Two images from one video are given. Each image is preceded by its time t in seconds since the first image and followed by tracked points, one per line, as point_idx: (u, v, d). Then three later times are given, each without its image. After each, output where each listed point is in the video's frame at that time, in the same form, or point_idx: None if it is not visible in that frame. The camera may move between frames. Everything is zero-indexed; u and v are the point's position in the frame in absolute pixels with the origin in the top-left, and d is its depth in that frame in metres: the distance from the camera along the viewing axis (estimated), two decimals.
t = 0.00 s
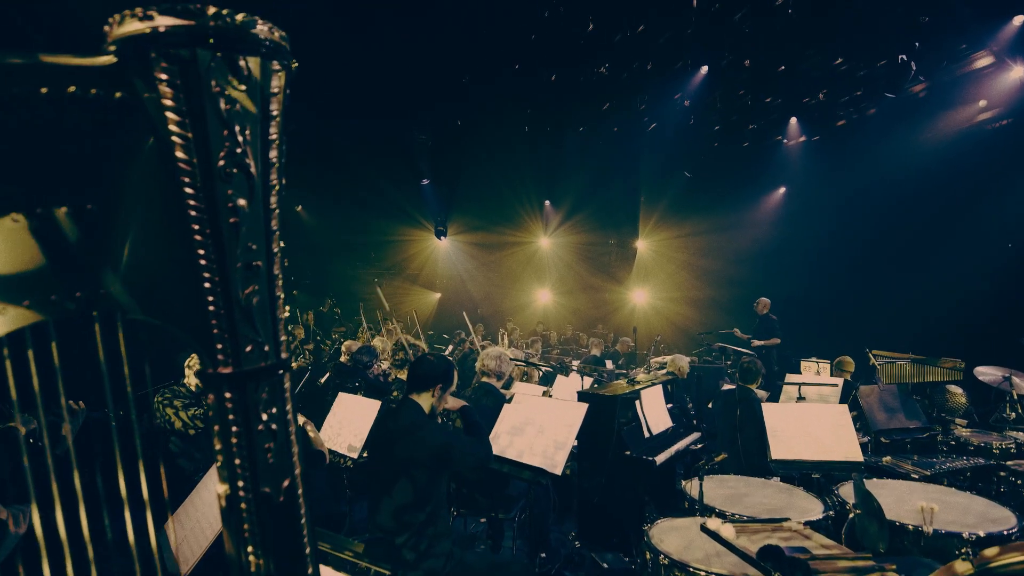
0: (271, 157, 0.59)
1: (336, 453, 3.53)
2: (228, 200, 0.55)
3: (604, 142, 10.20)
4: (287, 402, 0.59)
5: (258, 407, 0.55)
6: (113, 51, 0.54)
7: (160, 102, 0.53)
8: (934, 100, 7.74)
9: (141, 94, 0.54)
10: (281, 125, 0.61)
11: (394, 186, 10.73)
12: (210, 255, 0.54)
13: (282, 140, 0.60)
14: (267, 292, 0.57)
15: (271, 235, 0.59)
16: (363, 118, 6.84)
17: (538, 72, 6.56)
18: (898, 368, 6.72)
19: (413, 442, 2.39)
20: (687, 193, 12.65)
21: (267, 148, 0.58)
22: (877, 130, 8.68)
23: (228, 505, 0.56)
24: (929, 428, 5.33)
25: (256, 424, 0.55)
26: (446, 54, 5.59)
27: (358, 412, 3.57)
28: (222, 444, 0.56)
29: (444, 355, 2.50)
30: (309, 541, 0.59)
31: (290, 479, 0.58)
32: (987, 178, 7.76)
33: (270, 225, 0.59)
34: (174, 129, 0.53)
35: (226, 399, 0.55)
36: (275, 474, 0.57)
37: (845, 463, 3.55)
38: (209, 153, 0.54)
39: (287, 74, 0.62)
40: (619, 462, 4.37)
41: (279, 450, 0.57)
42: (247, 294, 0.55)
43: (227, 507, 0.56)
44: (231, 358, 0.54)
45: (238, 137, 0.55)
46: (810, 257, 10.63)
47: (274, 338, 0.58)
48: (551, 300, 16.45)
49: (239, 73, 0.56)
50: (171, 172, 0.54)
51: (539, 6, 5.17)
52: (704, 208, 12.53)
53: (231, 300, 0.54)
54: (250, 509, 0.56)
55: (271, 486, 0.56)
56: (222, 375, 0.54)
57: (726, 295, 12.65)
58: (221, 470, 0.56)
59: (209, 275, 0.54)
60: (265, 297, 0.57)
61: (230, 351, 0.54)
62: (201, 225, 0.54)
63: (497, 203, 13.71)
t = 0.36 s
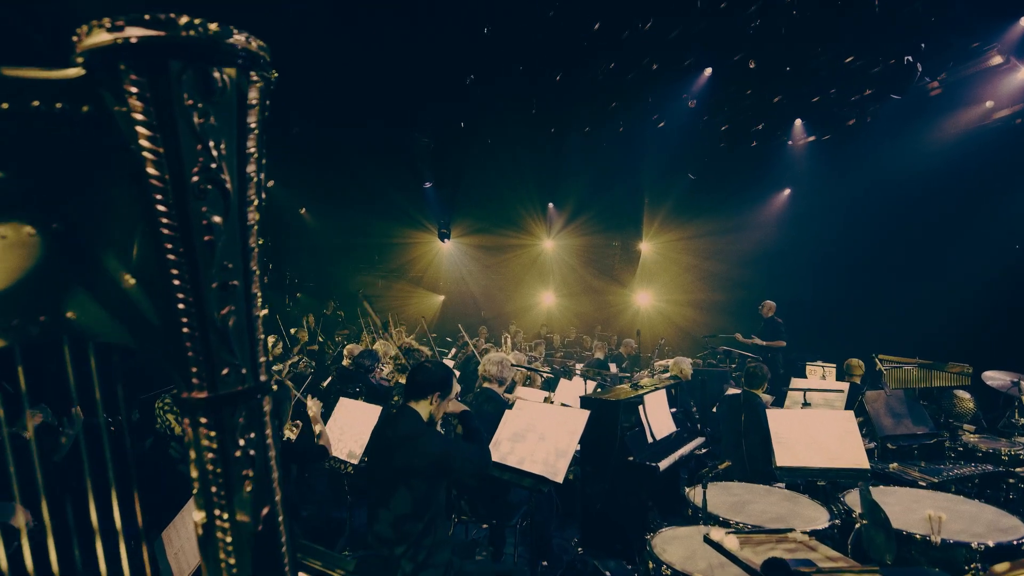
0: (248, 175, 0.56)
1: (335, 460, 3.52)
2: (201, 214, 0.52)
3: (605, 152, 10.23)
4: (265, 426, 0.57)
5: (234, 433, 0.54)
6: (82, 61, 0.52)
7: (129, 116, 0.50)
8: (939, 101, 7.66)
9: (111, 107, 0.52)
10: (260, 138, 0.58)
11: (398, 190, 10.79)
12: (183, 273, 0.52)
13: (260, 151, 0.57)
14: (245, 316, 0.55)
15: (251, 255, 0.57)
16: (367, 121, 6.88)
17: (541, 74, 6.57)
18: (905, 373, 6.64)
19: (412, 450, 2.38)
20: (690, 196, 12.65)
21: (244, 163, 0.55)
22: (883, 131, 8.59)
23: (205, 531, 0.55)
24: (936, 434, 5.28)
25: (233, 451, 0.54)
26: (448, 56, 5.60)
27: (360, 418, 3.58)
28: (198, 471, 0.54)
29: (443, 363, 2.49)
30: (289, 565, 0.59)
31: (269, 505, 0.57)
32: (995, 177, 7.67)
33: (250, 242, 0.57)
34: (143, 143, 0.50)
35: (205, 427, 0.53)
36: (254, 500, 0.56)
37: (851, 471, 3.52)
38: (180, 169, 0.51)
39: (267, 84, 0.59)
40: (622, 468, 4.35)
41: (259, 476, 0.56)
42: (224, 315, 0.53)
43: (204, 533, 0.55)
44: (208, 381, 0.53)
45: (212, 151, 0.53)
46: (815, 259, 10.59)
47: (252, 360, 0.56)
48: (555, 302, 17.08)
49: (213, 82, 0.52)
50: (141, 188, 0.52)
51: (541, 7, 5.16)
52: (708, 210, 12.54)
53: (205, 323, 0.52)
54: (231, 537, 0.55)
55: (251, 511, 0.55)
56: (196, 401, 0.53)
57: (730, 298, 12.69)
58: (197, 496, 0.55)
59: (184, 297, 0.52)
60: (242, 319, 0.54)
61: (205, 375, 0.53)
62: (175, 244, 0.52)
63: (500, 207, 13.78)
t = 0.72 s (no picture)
0: (218, 184, 0.53)
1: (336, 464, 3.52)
2: (166, 226, 0.49)
3: (609, 155, 10.19)
4: (239, 448, 0.54)
5: (205, 457, 0.51)
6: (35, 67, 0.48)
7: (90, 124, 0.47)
8: (945, 100, 7.53)
9: (69, 113, 0.49)
10: (233, 144, 0.55)
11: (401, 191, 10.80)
12: (148, 289, 0.49)
13: (231, 158, 0.54)
14: (215, 333, 0.52)
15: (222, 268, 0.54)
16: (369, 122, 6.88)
17: (543, 74, 6.55)
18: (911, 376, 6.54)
19: (408, 457, 2.36)
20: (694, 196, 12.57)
21: (214, 171, 0.53)
22: (888, 130, 8.43)
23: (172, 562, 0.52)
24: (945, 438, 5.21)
25: (202, 475, 0.51)
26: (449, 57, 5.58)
27: (360, 421, 3.56)
28: (166, 497, 0.52)
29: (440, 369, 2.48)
30: None
31: (243, 529, 0.54)
32: (1002, 176, 7.55)
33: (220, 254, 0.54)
34: (103, 151, 0.48)
35: (173, 450, 0.51)
36: (226, 527, 0.53)
37: (856, 476, 3.47)
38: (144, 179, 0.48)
39: (241, 88, 0.57)
40: (624, 471, 4.32)
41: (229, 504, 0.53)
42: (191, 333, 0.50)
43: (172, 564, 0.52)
44: (177, 404, 0.50)
45: (177, 158, 0.49)
46: (820, 258, 10.52)
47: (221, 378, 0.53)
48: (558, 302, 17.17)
49: (178, 84, 0.49)
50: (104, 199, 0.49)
51: (542, 8, 5.13)
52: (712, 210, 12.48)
53: (171, 342, 0.50)
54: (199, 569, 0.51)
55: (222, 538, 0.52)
56: (163, 423, 0.50)
57: (734, 299, 12.69)
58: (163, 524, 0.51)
59: (149, 316, 0.49)
60: (215, 336, 0.52)
61: (172, 396, 0.50)
62: (139, 259, 0.49)
63: (503, 207, 13.79)
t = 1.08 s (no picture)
0: (184, 193, 0.51)
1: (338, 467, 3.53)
2: (126, 237, 0.47)
3: (610, 158, 10.18)
4: (209, 472, 0.51)
5: (172, 483, 0.49)
6: None
7: (43, 131, 0.45)
8: (951, 99, 7.42)
9: (23, 118, 0.47)
10: (200, 151, 0.53)
11: (403, 193, 10.84)
12: (108, 306, 0.47)
13: (196, 166, 0.52)
14: (182, 350, 0.50)
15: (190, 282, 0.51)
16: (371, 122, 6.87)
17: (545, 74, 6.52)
18: (917, 379, 6.45)
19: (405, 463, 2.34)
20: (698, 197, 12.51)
21: (180, 180, 0.51)
22: (893, 130, 8.33)
23: None
24: (953, 442, 5.15)
25: (167, 502, 0.48)
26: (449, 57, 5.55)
27: (360, 425, 3.54)
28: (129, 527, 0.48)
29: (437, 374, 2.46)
30: None
31: (211, 561, 0.51)
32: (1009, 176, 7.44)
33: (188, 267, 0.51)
34: (59, 160, 0.46)
35: (136, 475, 0.48)
36: (191, 560, 0.49)
37: (862, 481, 3.41)
38: (101, 190, 0.46)
39: (210, 91, 0.55)
40: (627, 475, 4.27)
41: (198, 531, 0.50)
42: (155, 350, 0.48)
43: None
44: (144, 429, 0.48)
45: (138, 167, 0.47)
46: (825, 258, 10.48)
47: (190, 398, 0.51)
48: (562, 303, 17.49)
49: (137, 89, 0.47)
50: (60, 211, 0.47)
51: (542, 8, 5.09)
52: (716, 211, 12.45)
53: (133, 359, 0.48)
54: None
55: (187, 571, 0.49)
56: (126, 447, 0.47)
57: (738, 300, 12.70)
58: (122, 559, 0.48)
59: (110, 333, 0.47)
60: (184, 352, 0.50)
61: (140, 419, 0.48)
62: (99, 274, 0.47)
63: (506, 208, 13.82)
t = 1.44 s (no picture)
0: (149, 211, 0.49)
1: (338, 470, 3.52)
2: (87, 258, 0.45)
3: (614, 161, 10.17)
4: (176, 501, 0.49)
5: (134, 514, 0.47)
6: None
7: None
8: (957, 99, 7.29)
9: None
10: (166, 166, 0.51)
11: (408, 195, 10.89)
12: (65, 330, 0.45)
13: (161, 182, 0.50)
14: (146, 377, 0.48)
15: (156, 302, 0.49)
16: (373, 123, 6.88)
17: (546, 75, 6.51)
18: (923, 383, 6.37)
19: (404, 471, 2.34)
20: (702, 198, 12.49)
21: (143, 198, 0.49)
22: (899, 133, 8.19)
23: None
24: (960, 447, 5.09)
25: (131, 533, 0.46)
26: (450, 57, 5.53)
27: (360, 428, 3.53)
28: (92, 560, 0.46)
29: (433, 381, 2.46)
30: None
31: None
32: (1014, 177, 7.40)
33: (154, 287, 0.49)
34: (11, 178, 0.44)
35: (98, 506, 0.46)
36: None
37: (867, 487, 3.37)
38: (55, 210, 0.44)
39: (176, 102, 0.52)
40: (629, 479, 4.23)
41: (164, 564, 0.48)
42: (116, 377, 0.46)
43: None
44: (103, 460, 0.46)
45: (94, 185, 0.45)
46: (830, 259, 10.43)
47: (155, 426, 0.49)
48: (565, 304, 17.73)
49: (94, 102, 0.45)
50: (15, 230, 0.45)
51: (542, 8, 5.08)
52: (719, 212, 12.43)
53: (91, 386, 0.46)
54: None
55: None
56: (86, 477, 0.46)
57: (742, 301, 12.68)
58: None
59: (67, 360, 0.45)
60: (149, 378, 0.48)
61: (102, 447, 0.46)
62: (55, 298, 0.44)
63: (510, 210, 13.89)
